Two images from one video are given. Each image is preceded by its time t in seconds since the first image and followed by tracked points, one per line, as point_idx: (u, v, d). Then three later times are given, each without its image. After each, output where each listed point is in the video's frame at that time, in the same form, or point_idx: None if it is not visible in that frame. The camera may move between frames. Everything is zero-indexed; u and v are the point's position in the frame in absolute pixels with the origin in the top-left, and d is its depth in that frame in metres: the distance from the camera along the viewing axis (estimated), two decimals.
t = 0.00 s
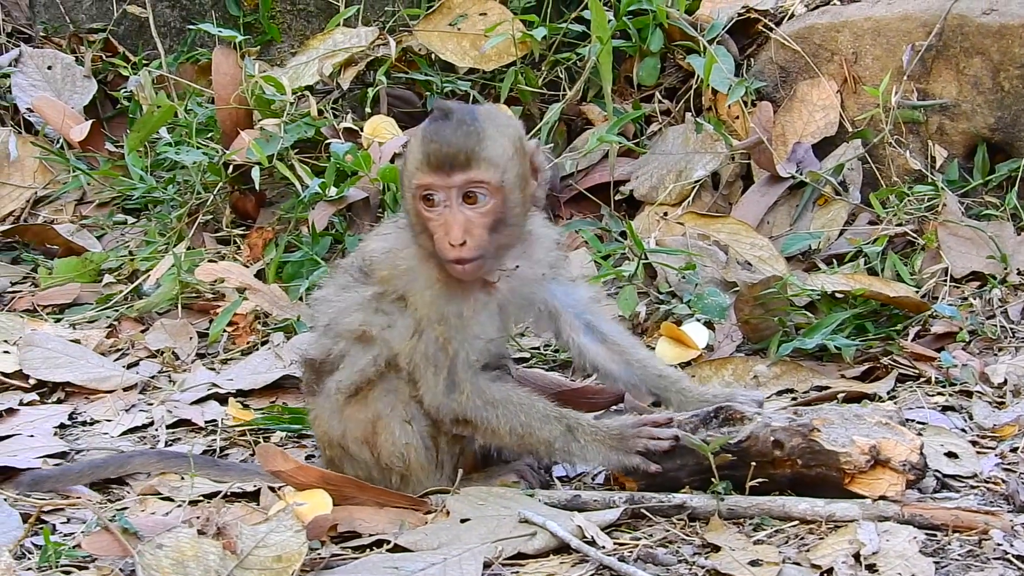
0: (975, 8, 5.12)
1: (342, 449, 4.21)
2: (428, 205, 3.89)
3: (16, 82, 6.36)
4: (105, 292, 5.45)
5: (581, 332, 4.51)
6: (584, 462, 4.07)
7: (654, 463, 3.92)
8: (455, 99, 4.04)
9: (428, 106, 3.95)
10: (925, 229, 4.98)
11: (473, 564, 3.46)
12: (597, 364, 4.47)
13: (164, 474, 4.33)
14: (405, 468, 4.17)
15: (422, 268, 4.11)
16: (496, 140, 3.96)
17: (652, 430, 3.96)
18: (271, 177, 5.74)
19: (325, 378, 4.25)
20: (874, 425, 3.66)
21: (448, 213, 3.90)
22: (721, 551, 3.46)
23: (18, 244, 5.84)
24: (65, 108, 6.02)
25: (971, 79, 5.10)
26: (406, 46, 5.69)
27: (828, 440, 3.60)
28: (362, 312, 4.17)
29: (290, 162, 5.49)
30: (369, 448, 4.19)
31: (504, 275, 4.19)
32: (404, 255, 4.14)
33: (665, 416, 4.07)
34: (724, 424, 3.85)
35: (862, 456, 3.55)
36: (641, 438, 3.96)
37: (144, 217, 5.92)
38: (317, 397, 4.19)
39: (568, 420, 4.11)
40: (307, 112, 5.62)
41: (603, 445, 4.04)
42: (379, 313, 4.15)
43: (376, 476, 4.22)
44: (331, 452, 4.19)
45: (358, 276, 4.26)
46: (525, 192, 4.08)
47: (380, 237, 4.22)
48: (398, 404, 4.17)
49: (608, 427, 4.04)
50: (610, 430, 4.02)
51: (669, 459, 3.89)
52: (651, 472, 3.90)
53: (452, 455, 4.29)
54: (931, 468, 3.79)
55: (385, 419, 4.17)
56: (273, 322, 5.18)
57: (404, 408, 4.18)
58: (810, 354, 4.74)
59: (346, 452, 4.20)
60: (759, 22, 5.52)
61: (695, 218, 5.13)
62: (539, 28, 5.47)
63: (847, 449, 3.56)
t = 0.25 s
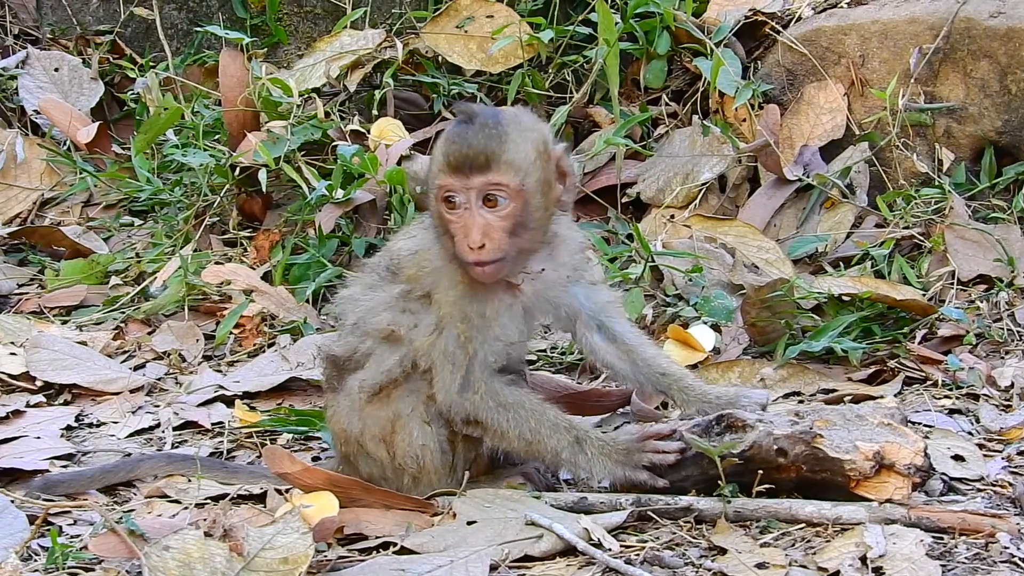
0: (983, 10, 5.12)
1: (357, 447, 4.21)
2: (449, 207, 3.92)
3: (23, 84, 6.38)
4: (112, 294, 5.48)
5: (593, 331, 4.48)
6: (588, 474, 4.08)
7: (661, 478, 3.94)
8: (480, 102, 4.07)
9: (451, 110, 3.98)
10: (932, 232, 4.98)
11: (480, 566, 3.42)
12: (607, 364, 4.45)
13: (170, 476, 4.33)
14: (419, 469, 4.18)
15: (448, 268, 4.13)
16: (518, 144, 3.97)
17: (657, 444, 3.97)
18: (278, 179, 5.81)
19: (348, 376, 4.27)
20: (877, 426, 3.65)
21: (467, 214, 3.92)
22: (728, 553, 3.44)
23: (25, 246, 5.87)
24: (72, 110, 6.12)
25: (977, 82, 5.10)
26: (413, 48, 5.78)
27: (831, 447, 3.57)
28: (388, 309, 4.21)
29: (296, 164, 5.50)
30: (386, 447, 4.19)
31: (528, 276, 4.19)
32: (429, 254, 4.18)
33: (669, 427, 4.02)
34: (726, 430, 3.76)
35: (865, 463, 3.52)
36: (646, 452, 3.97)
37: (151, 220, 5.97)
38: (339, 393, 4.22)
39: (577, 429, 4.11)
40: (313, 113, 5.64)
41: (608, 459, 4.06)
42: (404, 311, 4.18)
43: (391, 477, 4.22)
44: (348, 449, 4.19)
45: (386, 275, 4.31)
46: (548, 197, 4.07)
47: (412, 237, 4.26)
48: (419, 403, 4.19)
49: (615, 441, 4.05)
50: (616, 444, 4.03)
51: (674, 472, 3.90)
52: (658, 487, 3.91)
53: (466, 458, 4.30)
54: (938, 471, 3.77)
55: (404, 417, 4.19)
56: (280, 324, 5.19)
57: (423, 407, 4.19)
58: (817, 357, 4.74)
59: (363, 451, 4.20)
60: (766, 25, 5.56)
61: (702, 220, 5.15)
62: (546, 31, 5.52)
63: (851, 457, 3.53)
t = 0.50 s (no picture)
0: (991, 14, 5.16)
1: (361, 450, 4.20)
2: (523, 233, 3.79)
3: (30, 86, 6.37)
4: (120, 296, 5.51)
5: (587, 338, 4.53)
6: (599, 472, 4.07)
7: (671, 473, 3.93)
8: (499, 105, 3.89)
9: (487, 126, 3.74)
10: (939, 235, 4.99)
11: (487, 568, 3.42)
12: (602, 372, 4.47)
13: (177, 478, 4.33)
14: (424, 469, 4.17)
15: (447, 272, 4.08)
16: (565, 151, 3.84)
17: (667, 440, 3.95)
18: (286, 182, 5.81)
19: (350, 379, 4.25)
20: (888, 430, 3.62)
21: (536, 235, 3.84)
22: (735, 555, 3.42)
23: (32, 247, 5.92)
24: (80, 112, 6.14)
25: (985, 85, 5.13)
26: (422, 50, 5.81)
27: (841, 446, 3.58)
28: (388, 313, 4.15)
29: (304, 166, 5.56)
30: (390, 448, 4.19)
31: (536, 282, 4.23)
32: (429, 258, 4.13)
33: (678, 424, 4.04)
34: (737, 429, 3.77)
35: (875, 463, 3.52)
36: (656, 448, 3.95)
37: (158, 222, 6.01)
38: (342, 397, 4.19)
39: (584, 428, 4.12)
40: (321, 116, 5.70)
41: (617, 455, 4.04)
42: (405, 316, 4.13)
43: (394, 478, 4.22)
44: (352, 453, 4.18)
45: (384, 278, 4.26)
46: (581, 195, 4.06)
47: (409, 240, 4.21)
48: (422, 405, 4.17)
49: (624, 437, 4.04)
50: (626, 440, 4.02)
51: (683, 468, 3.90)
52: (669, 483, 3.90)
53: (470, 459, 4.30)
54: (945, 474, 3.77)
55: (408, 419, 4.17)
56: (288, 326, 5.21)
57: (426, 409, 4.18)
58: (824, 359, 4.74)
59: (366, 454, 4.20)
60: (775, 27, 5.58)
61: (709, 223, 5.15)
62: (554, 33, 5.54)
63: (860, 455, 3.53)
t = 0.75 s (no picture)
0: (996, 15, 5.15)
1: (366, 456, 4.22)
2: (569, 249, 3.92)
3: (35, 88, 6.40)
4: (124, 298, 5.51)
5: (585, 340, 4.52)
6: (603, 475, 4.07)
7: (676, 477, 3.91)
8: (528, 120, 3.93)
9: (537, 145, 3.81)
10: (944, 237, 4.98)
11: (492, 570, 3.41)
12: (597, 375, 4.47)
13: (182, 480, 4.31)
14: (429, 473, 4.17)
15: (450, 280, 4.08)
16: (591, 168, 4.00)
17: (671, 444, 3.95)
18: (291, 184, 5.83)
19: (351, 387, 4.24)
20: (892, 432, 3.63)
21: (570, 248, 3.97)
22: (740, 558, 3.41)
23: (37, 250, 5.92)
24: (84, 115, 6.12)
25: (990, 86, 5.13)
26: (426, 52, 5.85)
27: (846, 449, 3.57)
28: (390, 321, 4.14)
29: (310, 168, 5.59)
30: (394, 453, 4.19)
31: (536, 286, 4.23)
32: (430, 266, 4.13)
33: (682, 426, 4.03)
34: (741, 432, 3.73)
35: (879, 465, 3.51)
36: (660, 452, 3.95)
37: (163, 224, 6.02)
38: (344, 406, 4.18)
39: (589, 432, 4.12)
40: (326, 118, 5.73)
41: (622, 459, 4.04)
42: (408, 323, 4.12)
43: (399, 482, 4.22)
44: (356, 458, 4.20)
45: (383, 286, 4.26)
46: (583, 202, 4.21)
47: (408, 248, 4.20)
48: (424, 410, 4.16)
49: (628, 440, 4.03)
50: (629, 443, 4.01)
51: (689, 470, 3.87)
52: (674, 486, 3.88)
53: (475, 462, 4.30)
54: (950, 475, 3.77)
55: (411, 424, 4.16)
56: (292, 328, 5.21)
57: (429, 414, 4.17)
58: (829, 361, 4.73)
59: (371, 459, 4.21)
60: (779, 30, 5.62)
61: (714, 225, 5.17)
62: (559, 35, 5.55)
63: (865, 458, 3.52)
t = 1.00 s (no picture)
0: (1001, 16, 5.16)
1: (370, 457, 4.22)
2: (586, 255, 3.93)
3: (39, 89, 6.38)
4: (129, 300, 5.52)
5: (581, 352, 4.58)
6: (605, 481, 4.08)
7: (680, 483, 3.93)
8: (556, 127, 3.97)
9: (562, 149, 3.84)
10: (948, 238, 4.98)
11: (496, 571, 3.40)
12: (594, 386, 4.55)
13: (186, 482, 4.30)
14: (433, 474, 4.17)
15: (458, 282, 4.09)
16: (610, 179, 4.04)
17: (673, 451, 3.97)
18: (296, 186, 5.81)
19: (356, 388, 4.24)
20: (894, 432, 3.62)
21: (587, 255, 3.99)
22: (744, 559, 3.41)
23: (42, 251, 5.93)
24: (89, 116, 6.14)
25: (995, 88, 5.15)
26: (431, 54, 5.85)
27: (848, 452, 3.56)
28: (397, 322, 4.15)
29: (313, 170, 5.59)
30: (399, 453, 4.19)
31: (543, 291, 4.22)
32: (436, 269, 4.14)
33: (684, 433, 4.05)
34: (744, 435, 3.75)
35: (882, 469, 3.50)
36: (663, 459, 3.97)
37: (167, 225, 6.04)
38: (348, 406, 4.19)
39: (593, 438, 4.11)
40: (331, 120, 5.76)
41: (625, 466, 4.06)
42: (415, 324, 4.12)
43: (403, 484, 4.22)
44: (360, 460, 4.20)
45: (390, 287, 4.26)
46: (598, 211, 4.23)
47: (419, 249, 4.21)
48: (429, 410, 4.15)
49: (631, 447, 4.05)
50: (632, 450, 4.04)
51: (692, 476, 3.89)
52: (677, 492, 3.90)
53: (479, 465, 4.29)
54: (954, 476, 3.76)
55: (416, 425, 4.16)
56: (297, 329, 5.22)
57: (434, 415, 4.16)
58: (833, 363, 4.73)
59: (375, 461, 4.21)
60: (783, 31, 5.59)
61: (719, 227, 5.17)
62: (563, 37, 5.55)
63: (868, 462, 3.51)
